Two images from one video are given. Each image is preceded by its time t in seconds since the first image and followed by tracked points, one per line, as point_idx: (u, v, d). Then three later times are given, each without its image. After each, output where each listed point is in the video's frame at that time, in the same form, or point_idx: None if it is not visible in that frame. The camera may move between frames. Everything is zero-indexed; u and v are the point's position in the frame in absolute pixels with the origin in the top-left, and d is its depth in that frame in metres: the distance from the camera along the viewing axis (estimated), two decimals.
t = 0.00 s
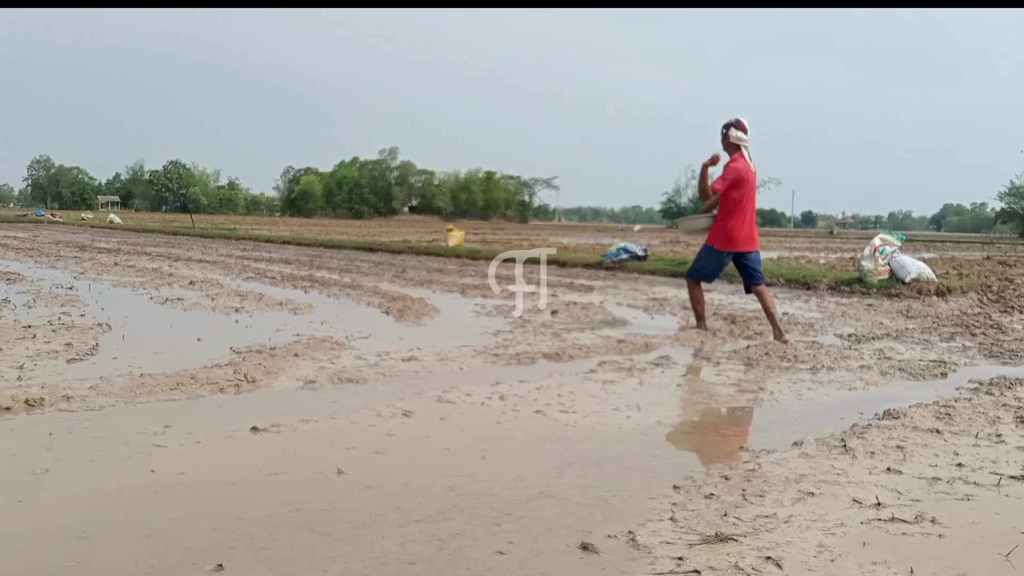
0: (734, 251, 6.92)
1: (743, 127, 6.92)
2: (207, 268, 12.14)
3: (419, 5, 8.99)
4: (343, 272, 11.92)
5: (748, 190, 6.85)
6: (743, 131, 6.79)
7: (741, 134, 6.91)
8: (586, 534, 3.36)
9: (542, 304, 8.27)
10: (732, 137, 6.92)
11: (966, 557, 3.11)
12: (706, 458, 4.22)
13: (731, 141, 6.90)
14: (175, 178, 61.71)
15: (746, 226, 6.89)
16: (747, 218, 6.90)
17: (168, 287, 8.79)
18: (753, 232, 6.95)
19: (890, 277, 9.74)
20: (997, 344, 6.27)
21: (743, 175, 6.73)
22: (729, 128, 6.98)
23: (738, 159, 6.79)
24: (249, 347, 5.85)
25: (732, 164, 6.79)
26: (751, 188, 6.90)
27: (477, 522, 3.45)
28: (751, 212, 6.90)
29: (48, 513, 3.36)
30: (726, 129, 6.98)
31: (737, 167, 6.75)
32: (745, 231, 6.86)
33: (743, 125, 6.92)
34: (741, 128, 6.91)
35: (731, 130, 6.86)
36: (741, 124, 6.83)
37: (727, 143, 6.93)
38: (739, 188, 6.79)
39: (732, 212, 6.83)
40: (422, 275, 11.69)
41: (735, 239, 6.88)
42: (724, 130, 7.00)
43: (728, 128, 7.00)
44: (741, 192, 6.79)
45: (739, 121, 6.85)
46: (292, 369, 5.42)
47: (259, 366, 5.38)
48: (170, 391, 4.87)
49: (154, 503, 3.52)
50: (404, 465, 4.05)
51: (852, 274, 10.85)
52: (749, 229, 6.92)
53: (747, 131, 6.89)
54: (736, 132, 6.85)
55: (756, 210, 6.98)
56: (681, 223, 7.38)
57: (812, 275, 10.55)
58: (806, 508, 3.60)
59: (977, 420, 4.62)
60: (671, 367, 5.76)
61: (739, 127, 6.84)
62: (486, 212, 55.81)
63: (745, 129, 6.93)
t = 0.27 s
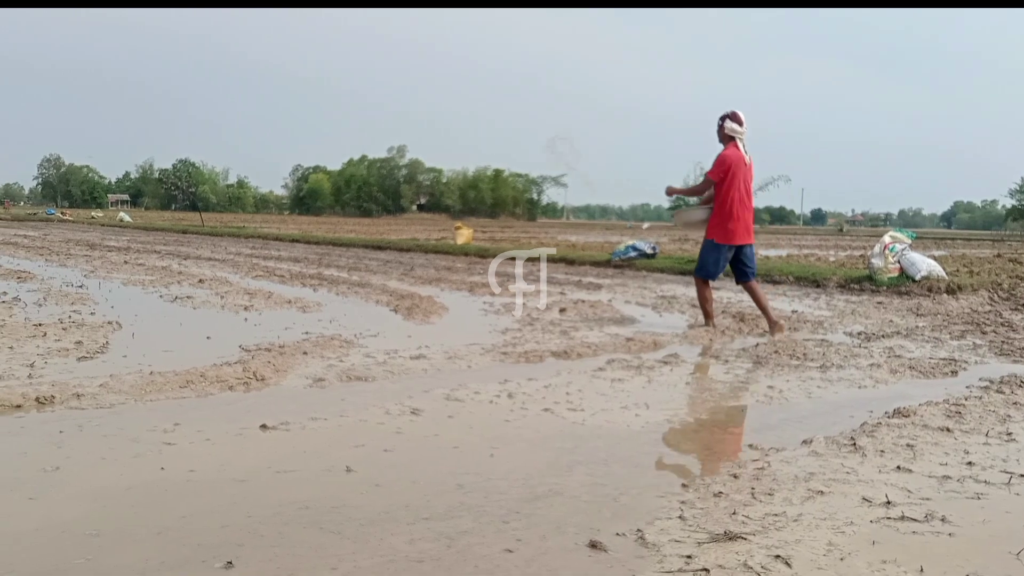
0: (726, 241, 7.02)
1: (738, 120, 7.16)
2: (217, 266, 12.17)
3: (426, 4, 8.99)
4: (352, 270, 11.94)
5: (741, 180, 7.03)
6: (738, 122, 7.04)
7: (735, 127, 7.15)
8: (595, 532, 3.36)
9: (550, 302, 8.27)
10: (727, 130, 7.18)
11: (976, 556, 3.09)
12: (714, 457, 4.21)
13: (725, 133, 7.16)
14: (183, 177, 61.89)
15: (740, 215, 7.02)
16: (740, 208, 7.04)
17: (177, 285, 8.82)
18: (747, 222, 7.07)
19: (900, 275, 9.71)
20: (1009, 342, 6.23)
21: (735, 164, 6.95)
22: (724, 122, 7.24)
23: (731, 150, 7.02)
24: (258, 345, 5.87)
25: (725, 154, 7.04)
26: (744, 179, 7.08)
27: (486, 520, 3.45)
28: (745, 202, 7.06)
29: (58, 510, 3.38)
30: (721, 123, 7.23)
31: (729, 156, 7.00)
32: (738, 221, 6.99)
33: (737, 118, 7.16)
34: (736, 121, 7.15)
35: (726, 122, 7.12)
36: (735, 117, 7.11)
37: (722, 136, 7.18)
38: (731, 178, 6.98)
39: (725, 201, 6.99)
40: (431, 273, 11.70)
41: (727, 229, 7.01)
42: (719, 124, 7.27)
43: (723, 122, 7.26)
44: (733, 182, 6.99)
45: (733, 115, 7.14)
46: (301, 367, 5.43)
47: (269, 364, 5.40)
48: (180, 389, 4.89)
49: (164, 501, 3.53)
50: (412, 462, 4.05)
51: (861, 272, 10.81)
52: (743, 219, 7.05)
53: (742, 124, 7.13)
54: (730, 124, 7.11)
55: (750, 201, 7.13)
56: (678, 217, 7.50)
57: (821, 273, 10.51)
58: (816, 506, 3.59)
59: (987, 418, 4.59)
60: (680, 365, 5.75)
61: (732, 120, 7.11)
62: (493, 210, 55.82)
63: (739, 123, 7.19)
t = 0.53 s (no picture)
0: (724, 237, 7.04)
1: (732, 116, 7.17)
2: (223, 266, 12.20)
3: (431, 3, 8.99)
4: (357, 270, 11.94)
5: (736, 176, 7.06)
6: (733, 118, 7.06)
7: (730, 123, 7.15)
8: (600, 532, 3.35)
9: (555, 302, 8.26)
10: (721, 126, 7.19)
11: (983, 556, 3.08)
12: (721, 457, 4.20)
13: (719, 129, 7.16)
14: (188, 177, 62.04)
15: (736, 212, 7.05)
16: (736, 204, 7.07)
17: (184, 286, 8.84)
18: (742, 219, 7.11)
19: (906, 274, 9.70)
20: (1016, 342, 6.20)
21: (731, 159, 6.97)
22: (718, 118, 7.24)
23: (726, 146, 7.02)
24: (264, 345, 5.88)
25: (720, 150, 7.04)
26: (740, 175, 7.10)
27: (491, 519, 3.45)
28: (740, 198, 7.08)
29: (65, 510, 3.39)
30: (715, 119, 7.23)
31: (724, 151, 7.00)
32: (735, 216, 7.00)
33: (732, 114, 7.17)
34: (730, 117, 7.16)
35: (720, 118, 7.13)
36: (729, 113, 7.11)
37: (716, 132, 7.18)
38: (727, 174, 6.99)
39: (722, 197, 7.01)
40: (436, 273, 11.70)
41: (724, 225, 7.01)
42: (713, 120, 7.27)
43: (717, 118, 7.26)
44: (729, 177, 7.01)
45: (727, 111, 7.14)
46: (307, 367, 5.43)
47: (274, 364, 5.41)
48: (186, 389, 4.90)
49: (170, 500, 3.54)
50: (418, 462, 4.06)
51: (868, 271, 10.81)
52: (739, 215, 7.08)
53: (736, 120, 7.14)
54: (725, 120, 7.12)
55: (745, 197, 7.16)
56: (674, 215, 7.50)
57: (828, 272, 10.49)
58: (822, 507, 3.58)
59: (995, 418, 4.57)
60: (686, 365, 5.74)
61: (727, 116, 7.11)
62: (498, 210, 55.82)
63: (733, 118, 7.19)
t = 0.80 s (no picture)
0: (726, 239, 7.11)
1: (733, 118, 7.20)
2: (230, 270, 12.25)
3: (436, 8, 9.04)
4: (364, 273, 11.97)
5: (738, 179, 7.11)
6: (734, 120, 7.09)
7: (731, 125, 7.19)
8: (607, 534, 3.37)
9: (561, 304, 8.28)
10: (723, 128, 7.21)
11: (989, 557, 3.09)
12: (727, 458, 4.21)
13: (721, 131, 7.18)
14: (194, 181, 62.20)
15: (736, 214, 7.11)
16: (737, 207, 7.13)
17: (191, 290, 8.89)
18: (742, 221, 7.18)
19: (912, 275, 9.69)
20: (1022, 343, 6.20)
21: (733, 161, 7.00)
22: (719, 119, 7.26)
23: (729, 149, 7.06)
24: (271, 348, 5.91)
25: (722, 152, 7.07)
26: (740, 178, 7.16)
27: (498, 521, 3.47)
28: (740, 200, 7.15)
29: (76, 513, 3.42)
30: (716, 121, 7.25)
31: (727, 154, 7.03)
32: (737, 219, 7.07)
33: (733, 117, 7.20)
34: (731, 119, 7.19)
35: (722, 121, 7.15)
36: (731, 115, 7.14)
37: (718, 134, 7.21)
38: (730, 176, 7.03)
39: (724, 200, 7.05)
40: (442, 276, 11.72)
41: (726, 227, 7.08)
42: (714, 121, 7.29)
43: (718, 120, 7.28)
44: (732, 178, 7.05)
45: (728, 113, 7.17)
46: (314, 370, 5.46)
47: (282, 367, 5.44)
48: (195, 392, 4.93)
49: (180, 503, 3.57)
50: (425, 465, 4.08)
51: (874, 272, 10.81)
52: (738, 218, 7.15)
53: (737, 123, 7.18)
54: (726, 123, 7.15)
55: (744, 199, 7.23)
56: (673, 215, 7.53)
57: (833, 274, 10.49)
58: (828, 508, 3.59)
59: (1001, 419, 4.58)
60: (692, 367, 5.76)
61: (728, 119, 7.14)
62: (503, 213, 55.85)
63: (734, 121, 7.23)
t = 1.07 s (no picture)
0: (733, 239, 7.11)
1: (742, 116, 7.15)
2: (240, 271, 12.28)
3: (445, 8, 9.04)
4: (374, 273, 11.98)
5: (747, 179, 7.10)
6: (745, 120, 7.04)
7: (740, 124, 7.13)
8: (618, 535, 3.35)
9: (571, 305, 8.25)
10: (733, 127, 7.13)
11: (1005, 559, 3.06)
12: (739, 460, 4.18)
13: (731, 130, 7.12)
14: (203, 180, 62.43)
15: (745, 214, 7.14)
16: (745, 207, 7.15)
17: (202, 290, 8.91)
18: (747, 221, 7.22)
19: (926, 275, 9.60)
20: None
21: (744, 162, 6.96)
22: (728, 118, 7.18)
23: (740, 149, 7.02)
24: (282, 349, 5.91)
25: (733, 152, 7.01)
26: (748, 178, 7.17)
27: (509, 522, 3.46)
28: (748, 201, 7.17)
29: (86, 513, 3.42)
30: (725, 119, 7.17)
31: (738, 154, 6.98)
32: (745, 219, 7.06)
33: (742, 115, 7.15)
34: (740, 118, 7.14)
35: (732, 120, 7.07)
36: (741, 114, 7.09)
37: (728, 133, 7.14)
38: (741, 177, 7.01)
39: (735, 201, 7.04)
40: (452, 276, 11.71)
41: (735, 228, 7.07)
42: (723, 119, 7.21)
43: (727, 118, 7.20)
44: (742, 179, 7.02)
45: (739, 111, 7.10)
46: (325, 371, 5.46)
47: (292, 368, 5.44)
48: (205, 393, 4.93)
49: (190, 504, 3.57)
50: (436, 465, 4.07)
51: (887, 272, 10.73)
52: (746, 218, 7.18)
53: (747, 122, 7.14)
54: (737, 121, 7.08)
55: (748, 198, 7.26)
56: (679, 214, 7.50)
57: (846, 274, 10.41)
58: (842, 509, 3.56)
59: (1017, 420, 4.53)
60: (703, 368, 5.72)
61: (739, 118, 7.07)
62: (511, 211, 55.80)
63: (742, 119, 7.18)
